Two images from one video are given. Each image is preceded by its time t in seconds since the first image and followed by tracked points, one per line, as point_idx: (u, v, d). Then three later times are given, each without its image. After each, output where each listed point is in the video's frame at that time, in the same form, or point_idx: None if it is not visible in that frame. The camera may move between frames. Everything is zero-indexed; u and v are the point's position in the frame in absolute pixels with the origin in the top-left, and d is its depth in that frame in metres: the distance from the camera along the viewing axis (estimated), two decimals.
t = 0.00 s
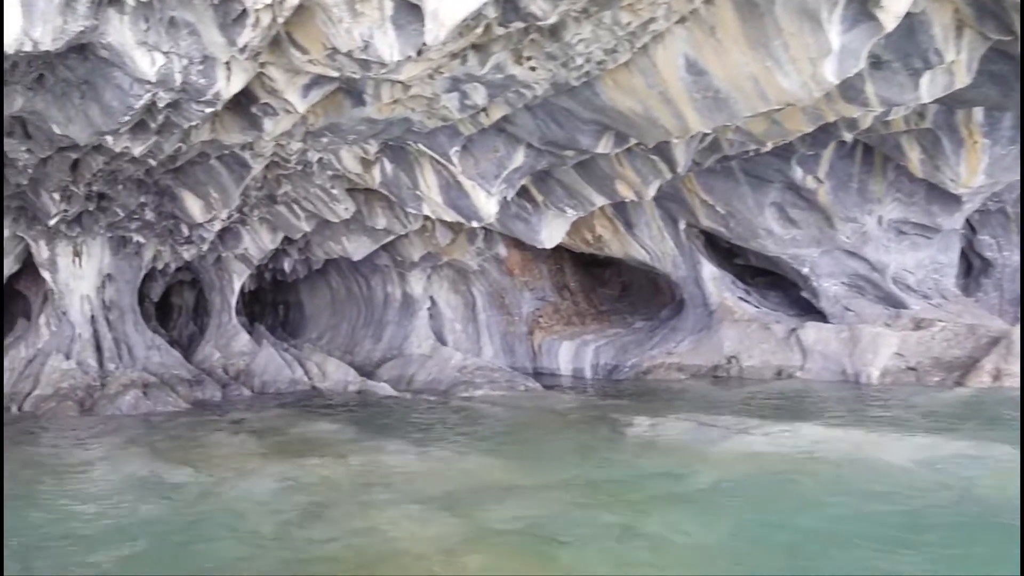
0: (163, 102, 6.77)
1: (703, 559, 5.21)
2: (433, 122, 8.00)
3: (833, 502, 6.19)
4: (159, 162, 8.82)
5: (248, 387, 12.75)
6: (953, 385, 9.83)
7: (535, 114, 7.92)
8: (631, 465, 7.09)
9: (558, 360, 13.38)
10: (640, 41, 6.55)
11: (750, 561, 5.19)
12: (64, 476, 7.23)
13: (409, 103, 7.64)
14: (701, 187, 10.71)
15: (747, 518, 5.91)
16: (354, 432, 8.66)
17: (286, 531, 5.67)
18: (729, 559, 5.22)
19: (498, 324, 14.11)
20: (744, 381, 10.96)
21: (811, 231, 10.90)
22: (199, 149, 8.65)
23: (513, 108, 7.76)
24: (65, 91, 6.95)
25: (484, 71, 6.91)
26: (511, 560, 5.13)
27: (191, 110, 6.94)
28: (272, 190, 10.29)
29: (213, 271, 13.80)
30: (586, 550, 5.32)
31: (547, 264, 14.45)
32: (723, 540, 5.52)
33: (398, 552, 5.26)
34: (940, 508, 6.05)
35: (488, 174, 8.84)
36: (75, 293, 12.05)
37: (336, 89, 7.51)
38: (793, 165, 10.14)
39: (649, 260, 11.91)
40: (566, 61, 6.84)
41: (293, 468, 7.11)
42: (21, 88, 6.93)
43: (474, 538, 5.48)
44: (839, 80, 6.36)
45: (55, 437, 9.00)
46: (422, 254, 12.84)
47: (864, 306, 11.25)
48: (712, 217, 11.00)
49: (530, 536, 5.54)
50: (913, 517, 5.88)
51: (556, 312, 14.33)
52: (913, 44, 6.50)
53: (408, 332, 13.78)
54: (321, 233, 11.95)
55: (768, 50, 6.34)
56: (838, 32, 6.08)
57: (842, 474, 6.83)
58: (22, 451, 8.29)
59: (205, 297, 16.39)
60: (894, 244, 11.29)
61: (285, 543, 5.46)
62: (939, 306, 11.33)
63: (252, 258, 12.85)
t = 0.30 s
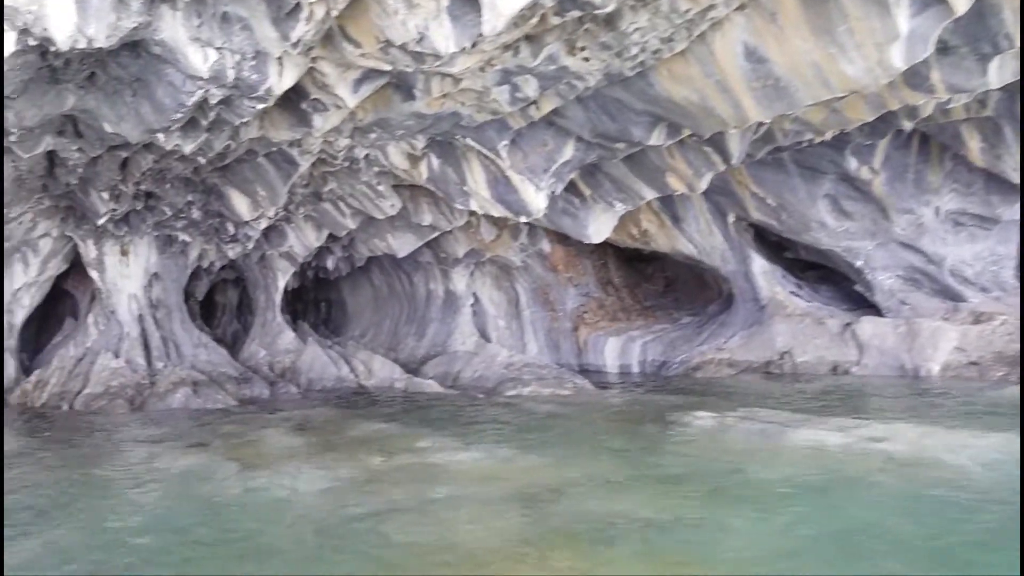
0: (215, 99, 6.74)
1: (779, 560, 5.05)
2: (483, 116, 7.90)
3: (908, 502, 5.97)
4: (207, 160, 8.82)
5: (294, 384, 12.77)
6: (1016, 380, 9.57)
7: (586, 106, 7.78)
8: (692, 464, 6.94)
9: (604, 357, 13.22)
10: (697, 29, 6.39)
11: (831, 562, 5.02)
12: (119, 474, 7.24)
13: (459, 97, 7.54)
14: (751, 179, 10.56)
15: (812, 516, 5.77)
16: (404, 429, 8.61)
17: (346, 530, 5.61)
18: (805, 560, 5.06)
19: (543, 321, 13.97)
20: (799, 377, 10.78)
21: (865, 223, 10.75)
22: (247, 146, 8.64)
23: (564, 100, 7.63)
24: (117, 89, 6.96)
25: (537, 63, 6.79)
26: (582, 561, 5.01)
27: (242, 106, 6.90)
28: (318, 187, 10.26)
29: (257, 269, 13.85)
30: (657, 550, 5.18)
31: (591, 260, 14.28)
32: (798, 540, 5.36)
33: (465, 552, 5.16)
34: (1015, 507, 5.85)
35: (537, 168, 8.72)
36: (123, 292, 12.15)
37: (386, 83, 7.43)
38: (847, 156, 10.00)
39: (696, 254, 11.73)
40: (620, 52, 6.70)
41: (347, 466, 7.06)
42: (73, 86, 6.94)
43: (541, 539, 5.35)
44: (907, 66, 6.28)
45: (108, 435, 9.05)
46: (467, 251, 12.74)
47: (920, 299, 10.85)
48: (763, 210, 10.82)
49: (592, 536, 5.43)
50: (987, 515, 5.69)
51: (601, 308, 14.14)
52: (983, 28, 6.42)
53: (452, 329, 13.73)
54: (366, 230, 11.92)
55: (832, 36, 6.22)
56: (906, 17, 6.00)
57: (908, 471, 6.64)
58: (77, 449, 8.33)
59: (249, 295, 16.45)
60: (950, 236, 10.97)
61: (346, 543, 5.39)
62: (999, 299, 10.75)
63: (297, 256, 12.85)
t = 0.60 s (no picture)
0: (263, 86, 6.66)
1: (849, 559, 4.88)
2: (530, 102, 7.76)
3: (976, 497, 5.79)
4: (251, 149, 8.78)
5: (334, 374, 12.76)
6: None
7: (635, 92, 7.61)
8: (748, 458, 6.79)
9: (645, 347, 13.07)
10: (755, 10, 6.22)
11: (903, 561, 4.85)
12: (166, 464, 7.21)
13: (506, 83, 7.41)
14: (799, 166, 10.36)
15: (877, 511, 5.61)
16: (449, 420, 8.53)
17: (400, 524, 5.53)
18: (876, 559, 4.89)
19: (583, 311, 13.83)
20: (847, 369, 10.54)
21: (917, 212, 10.50)
22: (291, 135, 8.58)
23: (613, 85, 7.47)
24: (164, 77, 6.91)
25: (588, 47, 6.64)
26: (643, 560, 4.87)
27: (290, 94, 6.82)
28: (359, 176, 10.18)
29: (296, 259, 13.82)
30: (721, 549, 5.03)
31: (631, 250, 14.05)
32: (866, 538, 5.19)
33: (524, 550, 5.04)
34: None
35: (583, 155, 8.58)
36: (164, 282, 12.18)
37: (433, 70, 7.32)
38: (901, 142, 9.74)
39: (740, 243, 11.55)
40: (674, 35, 6.53)
41: (395, 458, 6.99)
42: (120, 74, 6.89)
43: (600, 536, 5.23)
44: (975, 48, 6.14)
45: (153, 424, 9.05)
46: (507, 240, 12.59)
47: (974, 289, 10.70)
48: (812, 198, 10.63)
49: (651, 532, 5.30)
50: None
51: (642, 298, 14.00)
52: None
53: (490, 319, 13.56)
54: (406, 219, 11.84)
55: (898, 16, 6.08)
56: None
57: (971, 464, 6.46)
58: (123, 439, 8.33)
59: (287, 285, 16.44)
60: (1006, 225, 10.72)
61: (401, 537, 5.31)
62: None
63: (337, 246, 12.82)
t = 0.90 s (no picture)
0: (306, 71, 6.55)
1: (928, 552, 4.70)
2: (574, 83, 7.59)
3: None
4: (291, 136, 8.69)
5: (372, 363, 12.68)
6: None
7: (683, 71, 7.43)
8: (806, 447, 6.62)
9: (687, 334, 12.88)
10: None
11: (984, 552, 4.69)
12: (213, 455, 7.16)
13: (551, 63, 7.25)
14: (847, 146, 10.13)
15: (944, 501, 5.45)
16: (493, 408, 8.43)
17: (456, 515, 5.42)
18: (956, 552, 4.71)
19: (622, 297, 13.64)
20: (898, 354, 10.38)
21: (970, 190, 10.29)
22: (331, 122, 8.48)
23: (660, 64, 7.29)
24: (205, 64, 6.82)
25: (636, 26, 6.48)
26: (712, 553, 4.71)
27: (333, 78, 6.71)
28: (397, 163, 10.05)
29: (332, 248, 13.75)
30: (792, 543, 4.86)
31: (672, 233, 13.96)
32: (942, 530, 5.01)
33: (586, 542, 4.93)
34: None
35: (627, 137, 8.41)
36: (202, 272, 12.16)
37: (477, 52, 7.17)
38: (953, 120, 9.47)
39: (785, 226, 11.35)
40: (727, 10, 6.36)
41: (444, 447, 6.89)
42: (161, 62, 6.80)
43: (663, 529, 5.09)
44: None
45: (196, 415, 9.01)
46: (545, 226, 12.43)
47: None
48: (860, 179, 10.40)
49: (713, 523, 5.17)
50: None
51: (682, 283, 13.79)
52: None
53: (528, 306, 13.44)
54: (444, 206, 11.72)
55: None
56: None
57: None
58: (167, 430, 8.30)
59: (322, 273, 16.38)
60: None
61: (458, 528, 5.22)
62: None
63: (374, 233, 12.74)
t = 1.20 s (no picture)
0: (327, 58, 6.41)
1: (969, 558, 4.57)
2: (598, 74, 7.45)
3: None
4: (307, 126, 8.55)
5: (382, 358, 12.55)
6: None
7: (709, 63, 7.29)
8: (835, 450, 6.46)
9: (701, 332, 12.78)
10: None
11: None
12: (226, 449, 7.03)
13: (575, 54, 7.10)
14: (869, 142, 10.02)
15: (981, 506, 5.32)
16: (509, 405, 8.30)
17: (481, 514, 5.29)
18: (998, 557, 4.59)
19: (635, 293, 13.53)
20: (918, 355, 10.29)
21: (993, 189, 10.11)
22: (347, 112, 8.34)
23: (687, 55, 7.16)
24: (223, 50, 6.68)
25: (665, 15, 6.36)
26: (748, 556, 4.58)
27: (354, 66, 6.56)
28: (412, 155, 9.91)
29: (342, 241, 13.61)
30: (829, 546, 4.73)
31: (685, 231, 13.78)
32: (984, 536, 4.87)
33: (616, 542, 4.81)
34: None
35: (650, 130, 8.29)
36: (211, 263, 11.98)
37: (499, 41, 7.02)
38: (978, 117, 9.40)
39: (805, 224, 11.21)
40: None
41: (464, 445, 6.76)
42: (178, 48, 6.66)
43: (696, 531, 4.94)
44: None
45: (207, 408, 8.86)
46: (559, 221, 12.25)
47: None
48: (881, 176, 10.27)
49: (745, 525, 5.05)
50: None
51: (696, 280, 13.65)
52: None
53: (539, 302, 13.21)
54: (457, 199, 11.58)
55: None
56: None
57: None
58: (177, 422, 8.17)
59: (331, 267, 16.23)
60: None
61: (483, 525, 5.11)
62: None
63: (385, 226, 12.61)
